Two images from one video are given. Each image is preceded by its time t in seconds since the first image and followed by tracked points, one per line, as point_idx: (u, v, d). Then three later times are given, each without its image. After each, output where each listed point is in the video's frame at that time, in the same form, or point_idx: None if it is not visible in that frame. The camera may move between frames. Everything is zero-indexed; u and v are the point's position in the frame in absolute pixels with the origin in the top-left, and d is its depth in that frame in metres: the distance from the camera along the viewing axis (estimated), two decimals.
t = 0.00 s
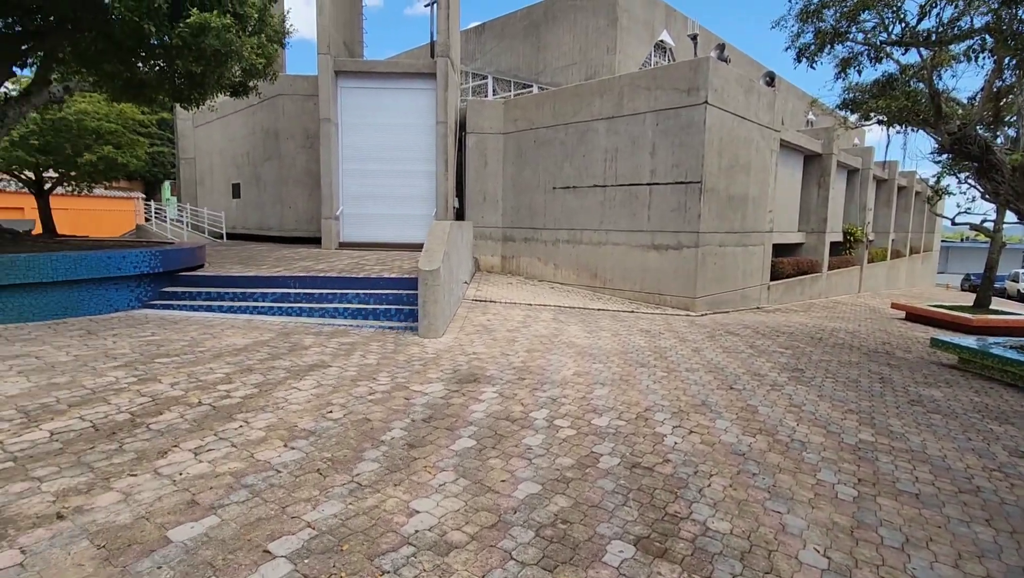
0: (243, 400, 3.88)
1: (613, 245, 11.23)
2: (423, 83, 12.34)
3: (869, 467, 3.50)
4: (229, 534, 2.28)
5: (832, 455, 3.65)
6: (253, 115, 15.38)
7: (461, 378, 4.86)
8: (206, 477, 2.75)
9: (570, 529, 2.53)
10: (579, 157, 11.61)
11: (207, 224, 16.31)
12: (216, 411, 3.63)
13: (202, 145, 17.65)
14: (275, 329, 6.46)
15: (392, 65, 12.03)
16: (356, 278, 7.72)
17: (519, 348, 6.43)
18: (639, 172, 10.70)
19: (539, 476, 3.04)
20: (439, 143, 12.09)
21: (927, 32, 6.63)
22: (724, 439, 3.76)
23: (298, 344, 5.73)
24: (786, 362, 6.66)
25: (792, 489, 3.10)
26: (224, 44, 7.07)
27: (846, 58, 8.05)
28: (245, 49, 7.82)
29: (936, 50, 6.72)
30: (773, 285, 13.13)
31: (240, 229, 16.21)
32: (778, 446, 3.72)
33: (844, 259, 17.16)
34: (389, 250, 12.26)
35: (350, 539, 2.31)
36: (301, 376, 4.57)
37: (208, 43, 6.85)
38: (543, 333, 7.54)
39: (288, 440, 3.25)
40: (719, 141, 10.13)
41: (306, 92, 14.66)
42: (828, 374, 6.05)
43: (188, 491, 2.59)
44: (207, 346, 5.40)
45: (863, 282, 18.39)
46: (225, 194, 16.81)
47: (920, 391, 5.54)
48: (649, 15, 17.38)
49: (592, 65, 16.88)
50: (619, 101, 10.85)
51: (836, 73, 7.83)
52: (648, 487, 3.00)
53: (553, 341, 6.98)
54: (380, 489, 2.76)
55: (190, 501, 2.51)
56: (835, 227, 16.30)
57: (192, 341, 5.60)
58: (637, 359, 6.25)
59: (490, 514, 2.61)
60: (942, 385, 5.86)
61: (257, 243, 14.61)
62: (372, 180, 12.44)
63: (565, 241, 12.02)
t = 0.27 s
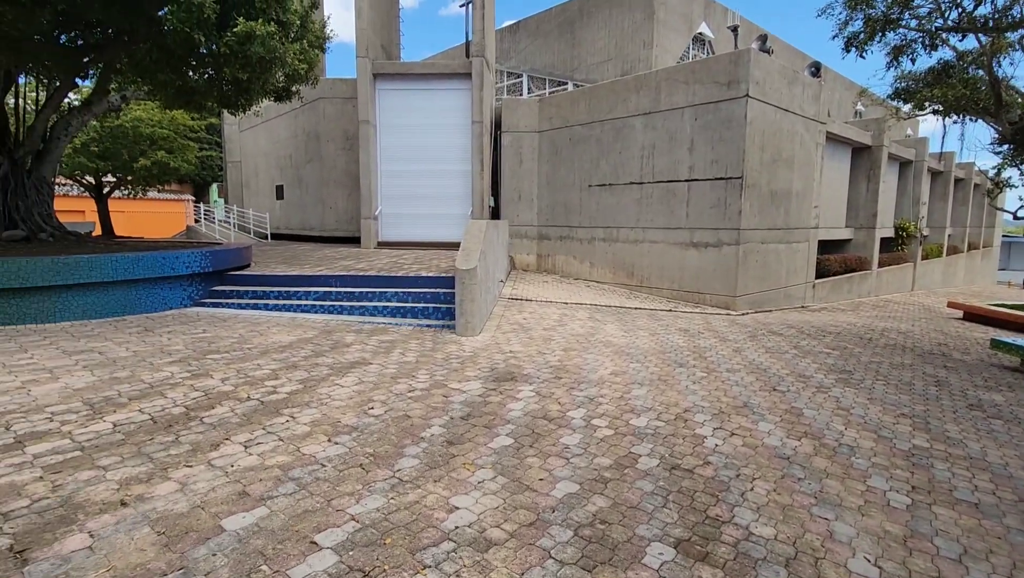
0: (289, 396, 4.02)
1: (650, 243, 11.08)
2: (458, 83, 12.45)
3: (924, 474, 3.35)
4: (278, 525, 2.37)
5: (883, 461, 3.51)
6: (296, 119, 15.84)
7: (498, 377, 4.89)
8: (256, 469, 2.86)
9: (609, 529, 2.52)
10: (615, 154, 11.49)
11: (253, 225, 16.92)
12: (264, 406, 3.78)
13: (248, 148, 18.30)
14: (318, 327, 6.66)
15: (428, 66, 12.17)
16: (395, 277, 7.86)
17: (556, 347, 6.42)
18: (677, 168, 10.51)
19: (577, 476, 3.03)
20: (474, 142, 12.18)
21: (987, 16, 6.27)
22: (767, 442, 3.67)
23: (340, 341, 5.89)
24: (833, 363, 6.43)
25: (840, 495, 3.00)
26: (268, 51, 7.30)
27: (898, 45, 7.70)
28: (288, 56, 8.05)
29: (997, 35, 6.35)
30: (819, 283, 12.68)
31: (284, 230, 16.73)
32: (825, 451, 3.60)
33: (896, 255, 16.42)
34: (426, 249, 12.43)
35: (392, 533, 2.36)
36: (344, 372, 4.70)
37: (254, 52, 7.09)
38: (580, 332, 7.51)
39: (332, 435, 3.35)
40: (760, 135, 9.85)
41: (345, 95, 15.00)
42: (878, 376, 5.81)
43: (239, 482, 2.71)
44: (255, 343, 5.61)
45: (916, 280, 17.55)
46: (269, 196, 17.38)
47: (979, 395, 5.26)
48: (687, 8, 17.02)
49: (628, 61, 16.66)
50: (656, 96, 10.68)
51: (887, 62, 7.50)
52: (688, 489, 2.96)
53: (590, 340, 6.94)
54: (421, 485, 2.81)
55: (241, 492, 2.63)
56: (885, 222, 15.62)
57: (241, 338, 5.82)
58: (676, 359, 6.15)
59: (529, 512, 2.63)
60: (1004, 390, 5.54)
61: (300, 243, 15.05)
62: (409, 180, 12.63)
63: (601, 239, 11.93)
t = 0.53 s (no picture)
0: (315, 401, 4.08)
1: (669, 249, 11.01)
2: (476, 90, 12.54)
3: (958, 486, 3.27)
4: (310, 529, 2.41)
5: (916, 473, 3.44)
6: (317, 127, 16.09)
7: (520, 384, 4.90)
8: (285, 473, 2.91)
9: (636, 539, 2.51)
10: (633, 159, 11.46)
11: (275, 231, 17.20)
12: (291, 411, 3.84)
13: (271, 156, 18.63)
14: (341, 332, 6.74)
15: (447, 74, 12.29)
16: (416, 283, 7.94)
17: (577, 354, 6.41)
18: (697, 174, 10.44)
19: (602, 484, 3.03)
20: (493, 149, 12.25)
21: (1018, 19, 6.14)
22: (794, 453, 3.62)
23: (362, 347, 5.96)
24: (860, 371, 6.31)
25: (872, 507, 2.95)
26: (294, 62, 7.50)
27: (926, 49, 7.58)
28: (312, 66, 8.22)
29: None
30: (843, 289, 12.46)
31: (305, 236, 16.99)
32: (854, 461, 3.54)
33: (922, 261, 16.07)
34: (445, 256, 12.51)
35: (421, 539, 2.39)
36: (368, 378, 4.75)
37: (280, 63, 7.32)
38: (600, 338, 7.48)
39: (358, 441, 3.39)
40: (782, 140, 9.74)
41: (366, 104, 15.20)
42: (907, 386, 5.69)
43: (270, 487, 2.76)
44: (280, 349, 5.70)
45: (944, 286, 17.14)
46: (291, 203, 17.67)
47: (1015, 405, 5.11)
48: (705, 13, 16.94)
49: (647, 66, 16.63)
50: (675, 102, 10.64)
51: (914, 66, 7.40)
52: (715, 499, 2.94)
53: (610, 347, 6.91)
54: (447, 492, 2.83)
55: (272, 496, 2.67)
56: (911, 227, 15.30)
57: (266, 344, 5.93)
58: (698, 366, 6.10)
59: (555, 520, 2.63)
60: None
61: (321, 249, 15.26)
62: (428, 186, 12.75)
63: (620, 245, 11.89)
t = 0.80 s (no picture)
0: (342, 407, 4.14)
1: (689, 255, 10.94)
2: (495, 98, 12.64)
3: (996, 498, 3.19)
4: (342, 534, 2.45)
5: (951, 483, 3.36)
6: (338, 137, 16.35)
7: (543, 391, 4.90)
8: (317, 479, 2.96)
9: (666, 547, 2.50)
10: (652, 165, 11.43)
11: (297, 239, 17.48)
12: (320, 417, 3.90)
13: (292, 165, 18.97)
14: (364, 339, 6.83)
15: (466, 83, 12.42)
16: (437, 290, 8.00)
17: (598, 360, 6.39)
18: (717, 179, 10.37)
19: (630, 492, 3.02)
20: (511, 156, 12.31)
21: None
22: (824, 462, 3.57)
23: (386, 354, 6.02)
24: (889, 379, 6.19)
25: (907, 518, 2.89)
26: (319, 74, 7.68)
27: (955, 51, 7.46)
28: (336, 78, 8.40)
29: None
30: (868, 295, 12.23)
31: (326, 243, 17.24)
32: (887, 471, 3.48)
33: (950, 266, 15.70)
34: (464, 263, 12.59)
35: (452, 545, 2.41)
36: (393, 385, 4.80)
37: (306, 75, 7.50)
38: (621, 345, 7.45)
39: (386, 447, 3.43)
40: (805, 144, 9.64)
41: (386, 113, 15.41)
42: (938, 394, 5.56)
43: (302, 492, 2.81)
44: (306, 356, 5.80)
45: (974, 292, 16.71)
46: (312, 211, 17.95)
47: None
48: (724, 17, 16.87)
49: (665, 72, 16.59)
50: (695, 107, 10.60)
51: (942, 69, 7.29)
52: (745, 508, 2.91)
53: (632, 354, 6.88)
54: (475, 498, 2.85)
55: (305, 501, 2.72)
56: (938, 231, 14.96)
57: (292, 350, 6.02)
58: (722, 374, 6.03)
59: (584, 527, 2.63)
60: None
61: (342, 257, 15.46)
62: (448, 194, 12.86)
63: (639, 251, 11.84)
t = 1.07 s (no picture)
0: (362, 414, 4.19)
1: (706, 261, 10.87)
2: (511, 107, 12.73)
3: None
4: (365, 540, 2.48)
5: (979, 493, 3.30)
6: (355, 147, 16.58)
7: (561, 398, 4.91)
8: (339, 485, 3.00)
9: (687, 556, 2.50)
10: (668, 172, 11.41)
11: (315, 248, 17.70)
12: (341, 424, 3.96)
13: (310, 175, 19.26)
14: (382, 347, 6.90)
15: (482, 92, 12.53)
16: (454, 298, 8.07)
17: (615, 368, 6.37)
18: (734, 185, 10.31)
19: (649, 500, 3.02)
20: (526, 164, 12.38)
21: None
22: (848, 471, 3.52)
23: (404, 362, 6.08)
24: (912, 387, 6.08)
25: (934, 529, 2.84)
26: (339, 87, 7.86)
27: (977, 56, 7.37)
28: (355, 90, 8.56)
29: None
30: (890, 301, 12.02)
31: (343, 252, 17.46)
32: (912, 481, 3.42)
33: (975, 271, 15.37)
34: (479, 270, 12.66)
35: (473, 552, 2.43)
36: (411, 392, 4.84)
37: (326, 88, 7.67)
38: (638, 352, 7.42)
39: (406, 454, 3.47)
40: (823, 149, 9.55)
41: (402, 123, 15.60)
42: (964, 402, 5.45)
43: (325, 498, 2.85)
44: (326, 363, 5.87)
45: (1000, 297, 16.33)
46: (330, 220, 18.20)
47: None
48: (739, 23, 16.82)
49: (680, 78, 16.58)
50: (710, 114, 10.58)
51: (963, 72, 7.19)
52: (766, 517, 2.89)
53: (649, 362, 6.84)
54: (495, 505, 2.87)
55: (328, 507, 2.76)
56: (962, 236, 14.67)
57: (312, 358, 6.11)
58: (741, 381, 5.98)
59: (605, 535, 2.64)
60: None
61: (359, 265, 15.64)
62: (463, 202, 12.95)
63: (655, 257, 11.80)
